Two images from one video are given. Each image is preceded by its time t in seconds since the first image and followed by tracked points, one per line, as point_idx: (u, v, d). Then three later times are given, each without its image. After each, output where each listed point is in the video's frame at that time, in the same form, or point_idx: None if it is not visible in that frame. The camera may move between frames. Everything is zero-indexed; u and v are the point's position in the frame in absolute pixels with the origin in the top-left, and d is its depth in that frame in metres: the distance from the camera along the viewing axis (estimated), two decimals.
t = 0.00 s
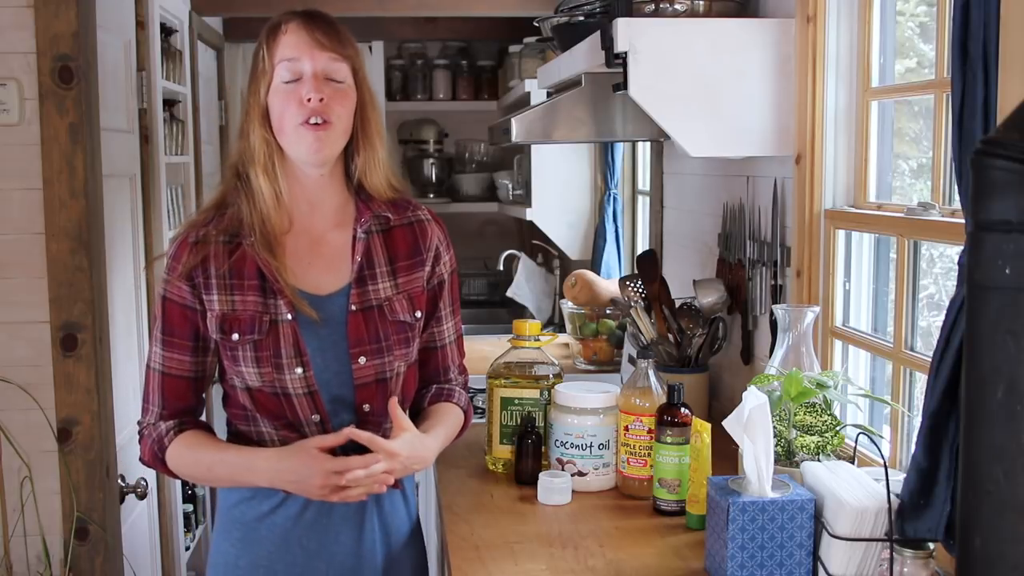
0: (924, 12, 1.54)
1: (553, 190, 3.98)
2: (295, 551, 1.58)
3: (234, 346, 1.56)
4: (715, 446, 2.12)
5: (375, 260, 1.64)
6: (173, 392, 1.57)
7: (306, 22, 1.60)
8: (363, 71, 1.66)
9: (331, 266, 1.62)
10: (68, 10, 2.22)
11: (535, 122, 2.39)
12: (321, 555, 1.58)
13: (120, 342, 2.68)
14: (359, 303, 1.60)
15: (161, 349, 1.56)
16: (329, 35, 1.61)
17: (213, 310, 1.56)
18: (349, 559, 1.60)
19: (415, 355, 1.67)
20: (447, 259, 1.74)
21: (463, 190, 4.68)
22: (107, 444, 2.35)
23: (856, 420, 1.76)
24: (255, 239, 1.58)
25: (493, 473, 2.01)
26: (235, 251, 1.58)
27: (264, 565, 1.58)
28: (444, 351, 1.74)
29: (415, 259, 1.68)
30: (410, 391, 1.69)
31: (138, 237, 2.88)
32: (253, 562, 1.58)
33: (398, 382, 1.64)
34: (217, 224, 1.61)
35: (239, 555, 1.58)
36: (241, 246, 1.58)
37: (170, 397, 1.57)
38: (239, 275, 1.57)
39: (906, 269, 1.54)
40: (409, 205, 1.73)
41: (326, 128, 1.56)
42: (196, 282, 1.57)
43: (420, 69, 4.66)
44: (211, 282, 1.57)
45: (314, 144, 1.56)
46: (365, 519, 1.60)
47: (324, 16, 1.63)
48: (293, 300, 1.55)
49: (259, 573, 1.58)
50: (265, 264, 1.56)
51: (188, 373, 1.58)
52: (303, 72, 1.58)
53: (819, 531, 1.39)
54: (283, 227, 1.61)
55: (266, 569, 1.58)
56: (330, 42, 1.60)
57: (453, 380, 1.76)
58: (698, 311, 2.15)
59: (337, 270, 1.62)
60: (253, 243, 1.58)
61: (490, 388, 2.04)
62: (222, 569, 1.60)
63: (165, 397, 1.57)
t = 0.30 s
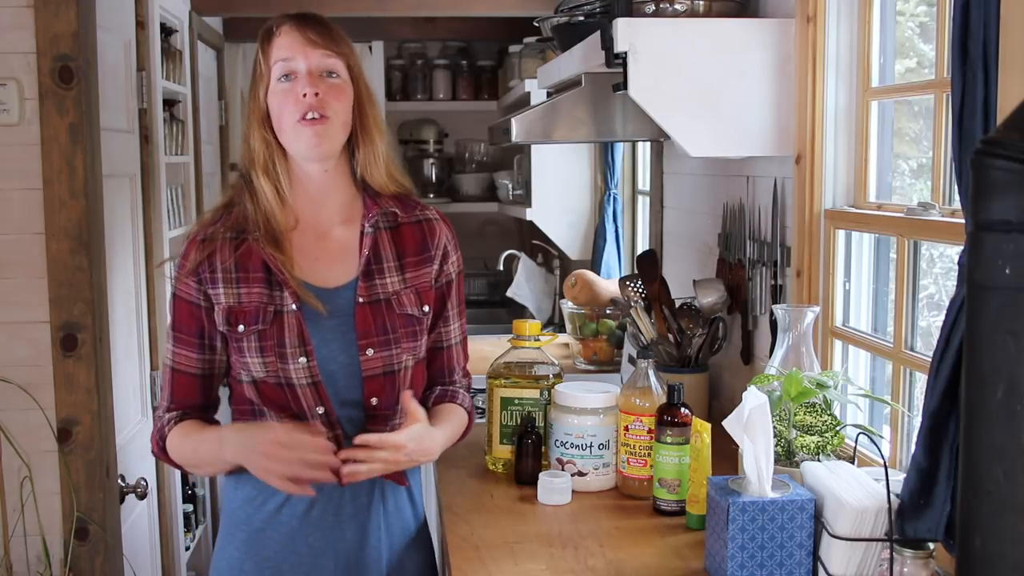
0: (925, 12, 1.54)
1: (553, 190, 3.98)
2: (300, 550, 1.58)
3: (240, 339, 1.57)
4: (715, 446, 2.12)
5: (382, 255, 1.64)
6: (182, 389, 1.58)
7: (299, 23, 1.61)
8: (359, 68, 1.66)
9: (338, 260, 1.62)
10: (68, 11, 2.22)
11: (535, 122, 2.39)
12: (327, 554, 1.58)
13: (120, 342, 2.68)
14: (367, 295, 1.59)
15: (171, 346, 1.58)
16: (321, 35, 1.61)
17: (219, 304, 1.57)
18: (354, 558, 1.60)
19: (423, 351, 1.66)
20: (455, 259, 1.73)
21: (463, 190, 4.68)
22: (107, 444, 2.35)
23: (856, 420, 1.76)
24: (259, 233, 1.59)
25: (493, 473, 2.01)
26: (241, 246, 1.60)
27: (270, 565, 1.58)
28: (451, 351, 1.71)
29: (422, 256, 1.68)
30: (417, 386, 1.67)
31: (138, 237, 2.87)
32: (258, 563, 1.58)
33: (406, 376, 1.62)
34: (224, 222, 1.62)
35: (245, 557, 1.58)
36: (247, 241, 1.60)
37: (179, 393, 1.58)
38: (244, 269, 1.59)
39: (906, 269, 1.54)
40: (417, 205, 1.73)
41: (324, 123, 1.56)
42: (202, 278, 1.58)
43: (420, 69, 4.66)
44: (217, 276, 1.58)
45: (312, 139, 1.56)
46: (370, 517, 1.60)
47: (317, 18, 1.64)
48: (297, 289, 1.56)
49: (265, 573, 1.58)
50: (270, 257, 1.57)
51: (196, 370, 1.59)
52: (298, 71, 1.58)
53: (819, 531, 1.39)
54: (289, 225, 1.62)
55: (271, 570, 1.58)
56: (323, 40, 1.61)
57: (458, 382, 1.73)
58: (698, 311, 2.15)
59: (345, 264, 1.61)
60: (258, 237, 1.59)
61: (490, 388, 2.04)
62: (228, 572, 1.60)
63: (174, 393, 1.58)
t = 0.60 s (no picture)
0: (925, 12, 1.54)
1: (553, 190, 3.98)
2: (302, 552, 1.58)
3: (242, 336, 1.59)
4: (715, 446, 2.12)
5: (385, 253, 1.64)
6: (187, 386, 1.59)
7: (297, 26, 1.61)
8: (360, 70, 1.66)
9: (341, 258, 1.62)
10: (68, 11, 2.22)
11: (535, 122, 2.39)
12: (328, 556, 1.58)
13: (120, 341, 2.68)
14: (367, 293, 1.59)
15: (177, 344, 1.59)
16: (320, 36, 1.62)
17: (221, 302, 1.60)
18: (354, 561, 1.59)
19: (427, 349, 1.65)
20: (462, 257, 1.72)
21: (463, 190, 4.68)
22: (107, 444, 2.35)
23: (856, 420, 1.76)
24: (261, 233, 1.60)
25: (493, 473, 2.01)
26: (243, 246, 1.61)
27: (271, 567, 1.58)
28: (462, 351, 1.70)
29: (425, 254, 1.68)
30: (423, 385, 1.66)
31: (139, 237, 2.87)
32: (259, 565, 1.58)
33: (408, 374, 1.61)
34: (228, 223, 1.64)
35: (246, 559, 1.58)
36: (249, 241, 1.61)
37: (182, 389, 1.59)
38: (246, 268, 1.60)
39: (906, 269, 1.54)
40: (423, 204, 1.73)
41: (323, 123, 1.56)
42: (206, 277, 1.61)
43: (420, 69, 4.66)
44: (220, 275, 1.60)
45: (312, 139, 1.55)
46: (373, 522, 1.59)
47: (316, 19, 1.64)
48: (297, 286, 1.56)
49: (266, 575, 1.58)
50: (271, 256, 1.58)
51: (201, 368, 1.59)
52: (296, 72, 1.58)
53: (819, 531, 1.39)
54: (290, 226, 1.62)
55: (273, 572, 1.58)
56: (321, 41, 1.61)
57: (471, 383, 1.71)
58: (698, 311, 2.15)
59: (347, 262, 1.62)
60: (259, 236, 1.60)
61: (490, 388, 2.04)
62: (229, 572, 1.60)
63: (178, 390, 1.59)
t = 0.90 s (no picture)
0: (925, 12, 1.54)
1: (553, 190, 3.98)
2: (298, 551, 1.58)
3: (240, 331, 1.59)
4: (715, 446, 2.12)
5: (383, 247, 1.64)
6: (185, 385, 1.59)
7: (298, 25, 1.61)
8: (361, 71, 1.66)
9: (340, 252, 1.62)
10: (68, 11, 2.22)
11: (535, 122, 2.39)
12: (325, 556, 1.58)
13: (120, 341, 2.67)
14: (365, 286, 1.60)
15: (175, 342, 1.60)
16: (321, 36, 1.61)
17: (220, 297, 1.60)
18: (351, 560, 1.59)
19: (427, 344, 1.65)
20: (464, 254, 1.71)
21: (463, 190, 4.68)
22: (108, 444, 2.35)
23: (856, 420, 1.76)
24: (259, 229, 1.60)
25: (493, 473, 2.01)
26: (242, 241, 1.60)
27: (268, 566, 1.58)
28: (463, 349, 1.70)
29: (425, 249, 1.67)
30: (422, 381, 1.66)
31: (139, 237, 2.87)
32: (256, 564, 1.59)
33: (407, 369, 1.61)
34: (228, 219, 1.64)
35: (243, 558, 1.59)
36: (247, 237, 1.60)
37: (181, 387, 1.59)
38: (245, 262, 1.59)
39: (906, 269, 1.54)
40: (424, 201, 1.73)
41: (323, 125, 1.56)
42: (205, 273, 1.60)
43: (420, 69, 4.66)
44: (218, 270, 1.60)
45: (311, 140, 1.56)
46: (370, 522, 1.58)
47: (317, 18, 1.64)
48: (294, 279, 1.56)
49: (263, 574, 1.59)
50: (270, 250, 1.58)
51: (200, 366, 1.60)
52: (297, 72, 1.58)
53: (819, 531, 1.39)
54: (289, 221, 1.62)
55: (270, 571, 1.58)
56: (322, 41, 1.61)
57: (471, 382, 1.71)
58: (698, 311, 2.15)
59: (345, 256, 1.62)
60: (258, 232, 1.60)
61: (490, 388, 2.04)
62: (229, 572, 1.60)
63: (177, 388, 1.59)
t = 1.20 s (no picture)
0: (925, 12, 1.54)
1: (553, 190, 3.98)
2: (292, 558, 1.58)
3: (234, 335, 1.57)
4: (715, 445, 2.12)
5: (379, 253, 1.64)
6: (181, 391, 1.57)
7: (294, 32, 1.60)
8: (359, 79, 1.64)
9: (335, 258, 1.63)
10: (68, 11, 2.22)
11: (535, 122, 2.39)
12: (318, 563, 1.58)
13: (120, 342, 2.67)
14: (360, 292, 1.60)
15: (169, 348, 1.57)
16: (319, 45, 1.60)
17: (214, 301, 1.58)
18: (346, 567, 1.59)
19: (423, 351, 1.64)
20: (461, 259, 1.70)
21: (463, 190, 4.68)
22: (108, 444, 2.35)
23: (856, 420, 1.76)
24: (254, 235, 1.61)
25: (493, 473, 2.01)
26: (238, 247, 1.61)
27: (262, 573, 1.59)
28: (460, 355, 1.68)
29: (420, 254, 1.66)
30: (418, 387, 1.63)
31: (139, 237, 2.87)
32: (251, 570, 1.59)
33: (403, 376, 1.61)
34: (223, 224, 1.65)
35: (238, 564, 1.59)
36: (243, 243, 1.61)
37: (178, 394, 1.56)
38: (240, 267, 1.59)
39: (906, 269, 1.54)
40: (420, 207, 1.72)
41: (320, 141, 1.57)
42: (201, 277, 1.60)
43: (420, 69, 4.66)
44: (213, 274, 1.59)
45: (307, 158, 1.57)
46: (364, 530, 1.59)
47: (315, 25, 1.62)
48: (289, 286, 1.57)
49: None
50: (265, 257, 1.58)
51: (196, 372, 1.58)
52: (294, 83, 1.58)
53: (819, 531, 1.39)
54: (284, 228, 1.63)
55: None
56: (318, 50, 1.59)
57: (470, 387, 1.68)
58: (698, 311, 2.14)
59: (340, 262, 1.62)
60: (253, 238, 1.60)
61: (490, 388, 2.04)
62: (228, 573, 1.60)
63: (173, 395, 1.56)
